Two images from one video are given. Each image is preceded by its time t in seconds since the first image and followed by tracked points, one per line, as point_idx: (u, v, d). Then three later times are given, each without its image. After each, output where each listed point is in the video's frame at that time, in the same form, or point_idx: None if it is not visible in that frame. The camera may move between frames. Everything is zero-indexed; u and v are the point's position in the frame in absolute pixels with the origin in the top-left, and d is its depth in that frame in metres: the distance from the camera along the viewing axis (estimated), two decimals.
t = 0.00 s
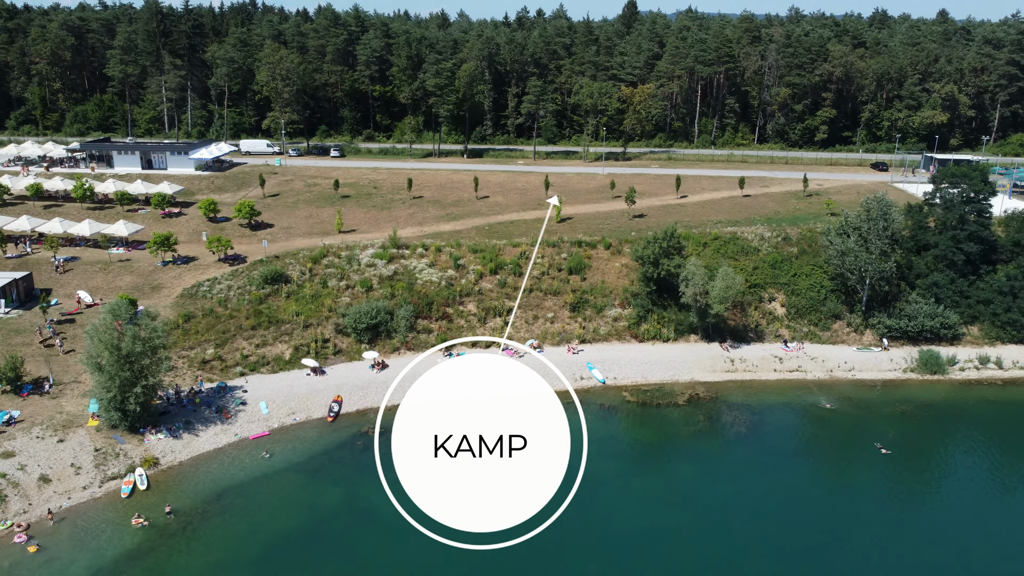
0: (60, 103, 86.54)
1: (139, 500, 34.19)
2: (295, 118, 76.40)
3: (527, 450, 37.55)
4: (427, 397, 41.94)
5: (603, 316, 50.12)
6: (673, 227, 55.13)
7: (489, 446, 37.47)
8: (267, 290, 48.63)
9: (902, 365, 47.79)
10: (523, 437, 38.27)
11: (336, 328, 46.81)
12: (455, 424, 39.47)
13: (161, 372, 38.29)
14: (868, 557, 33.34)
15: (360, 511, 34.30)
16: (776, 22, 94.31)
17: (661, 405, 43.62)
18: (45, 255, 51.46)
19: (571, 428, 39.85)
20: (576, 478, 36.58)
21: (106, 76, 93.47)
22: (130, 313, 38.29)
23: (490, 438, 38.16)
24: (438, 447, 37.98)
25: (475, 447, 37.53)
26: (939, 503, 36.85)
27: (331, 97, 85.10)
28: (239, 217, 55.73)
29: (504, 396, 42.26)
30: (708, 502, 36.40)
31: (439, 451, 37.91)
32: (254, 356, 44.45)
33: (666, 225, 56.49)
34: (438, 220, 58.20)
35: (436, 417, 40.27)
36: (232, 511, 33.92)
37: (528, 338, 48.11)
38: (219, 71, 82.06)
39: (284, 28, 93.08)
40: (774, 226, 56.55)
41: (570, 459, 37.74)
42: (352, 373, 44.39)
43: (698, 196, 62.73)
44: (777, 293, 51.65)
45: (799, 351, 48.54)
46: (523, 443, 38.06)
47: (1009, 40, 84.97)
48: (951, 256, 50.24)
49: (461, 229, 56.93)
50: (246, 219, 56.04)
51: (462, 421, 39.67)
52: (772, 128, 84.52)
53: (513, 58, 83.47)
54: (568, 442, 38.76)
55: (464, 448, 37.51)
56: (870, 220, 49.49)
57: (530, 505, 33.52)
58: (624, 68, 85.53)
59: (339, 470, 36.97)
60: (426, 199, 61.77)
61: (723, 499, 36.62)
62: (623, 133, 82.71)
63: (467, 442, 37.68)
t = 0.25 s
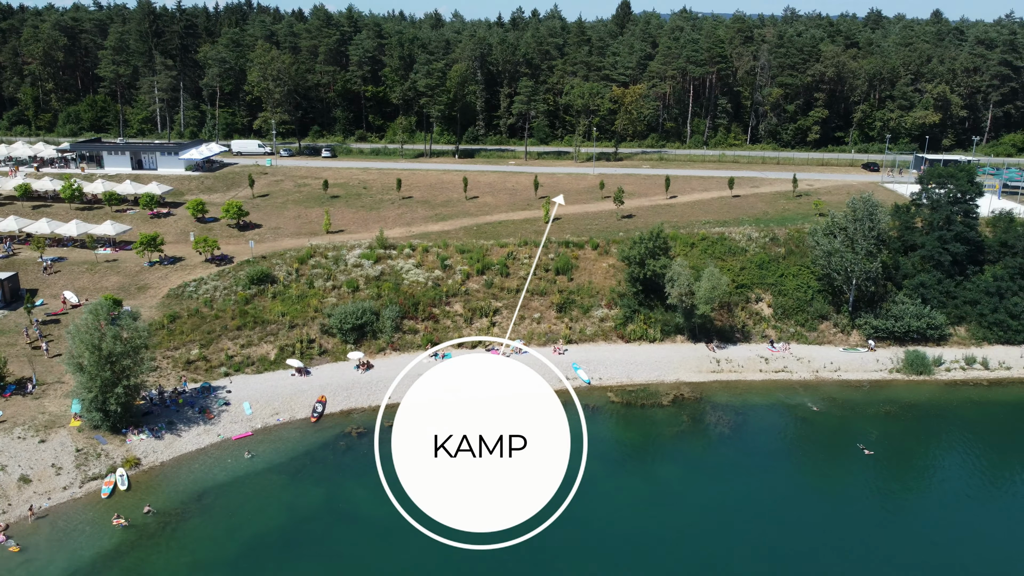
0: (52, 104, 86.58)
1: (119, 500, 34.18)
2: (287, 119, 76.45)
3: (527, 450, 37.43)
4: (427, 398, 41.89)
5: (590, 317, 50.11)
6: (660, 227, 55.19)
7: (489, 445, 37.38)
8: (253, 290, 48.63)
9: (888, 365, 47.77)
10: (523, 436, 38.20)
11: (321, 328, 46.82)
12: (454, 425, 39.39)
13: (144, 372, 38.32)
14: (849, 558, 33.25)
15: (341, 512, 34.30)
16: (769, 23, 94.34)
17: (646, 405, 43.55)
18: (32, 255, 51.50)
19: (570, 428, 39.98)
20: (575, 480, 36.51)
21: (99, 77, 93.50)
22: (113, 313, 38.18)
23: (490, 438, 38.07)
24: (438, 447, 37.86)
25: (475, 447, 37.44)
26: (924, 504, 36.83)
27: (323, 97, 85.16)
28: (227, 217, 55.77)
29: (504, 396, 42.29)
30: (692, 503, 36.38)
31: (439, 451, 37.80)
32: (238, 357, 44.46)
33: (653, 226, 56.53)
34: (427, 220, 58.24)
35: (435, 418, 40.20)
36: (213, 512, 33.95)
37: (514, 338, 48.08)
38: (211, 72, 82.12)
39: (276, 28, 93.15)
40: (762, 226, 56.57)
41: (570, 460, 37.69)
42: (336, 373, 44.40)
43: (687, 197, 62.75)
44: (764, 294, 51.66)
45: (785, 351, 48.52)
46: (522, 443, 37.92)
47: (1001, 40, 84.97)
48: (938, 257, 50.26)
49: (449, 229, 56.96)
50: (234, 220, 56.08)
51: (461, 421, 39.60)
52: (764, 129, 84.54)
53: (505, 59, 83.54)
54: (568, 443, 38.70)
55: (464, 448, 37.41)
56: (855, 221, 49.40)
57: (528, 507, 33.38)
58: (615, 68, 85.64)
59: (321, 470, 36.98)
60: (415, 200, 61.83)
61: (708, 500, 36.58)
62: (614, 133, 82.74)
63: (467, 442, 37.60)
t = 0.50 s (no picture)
0: (44, 104, 86.61)
1: (99, 500, 34.17)
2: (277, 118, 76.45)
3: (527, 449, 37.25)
4: (427, 399, 41.76)
5: (576, 317, 50.10)
6: (648, 227, 55.22)
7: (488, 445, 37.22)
8: (239, 290, 48.63)
9: (874, 365, 47.75)
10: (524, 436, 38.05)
11: (306, 328, 46.82)
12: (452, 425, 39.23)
13: (125, 372, 38.29)
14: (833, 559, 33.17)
15: (322, 512, 34.28)
16: (761, 23, 94.36)
17: (631, 405, 43.51)
18: (19, 256, 51.53)
19: (572, 431, 39.69)
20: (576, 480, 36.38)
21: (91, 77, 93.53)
22: (94, 312, 38.06)
23: (490, 438, 37.92)
24: (438, 447, 37.71)
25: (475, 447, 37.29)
26: (908, 503, 36.80)
27: (315, 97, 85.15)
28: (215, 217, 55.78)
29: (504, 396, 42.20)
30: (676, 503, 36.33)
31: (439, 451, 37.67)
32: (223, 356, 44.45)
33: (641, 226, 56.55)
34: (415, 220, 58.26)
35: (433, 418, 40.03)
36: (193, 511, 33.95)
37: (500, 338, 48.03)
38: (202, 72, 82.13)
39: (268, 29, 93.16)
40: (750, 226, 56.58)
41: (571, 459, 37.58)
42: (321, 373, 44.39)
43: (676, 197, 62.74)
44: (750, 293, 51.69)
45: (771, 351, 48.51)
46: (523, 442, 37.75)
47: (993, 40, 84.99)
48: (924, 256, 50.28)
49: (437, 229, 56.97)
50: (221, 220, 56.11)
51: (460, 421, 39.45)
52: (756, 129, 84.55)
53: (497, 59, 83.56)
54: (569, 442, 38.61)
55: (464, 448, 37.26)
56: (841, 221, 49.32)
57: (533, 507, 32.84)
58: (607, 68, 85.70)
59: (302, 470, 36.95)
60: (404, 200, 61.85)
61: (691, 499, 36.54)
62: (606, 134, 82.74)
63: (467, 442, 37.45)
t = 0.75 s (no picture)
0: (34, 104, 86.56)
1: (76, 499, 34.10)
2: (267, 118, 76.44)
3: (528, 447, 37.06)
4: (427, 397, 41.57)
5: (561, 315, 50.04)
6: (633, 227, 55.26)
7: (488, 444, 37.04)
8: (222, 289, 48.55)
9: (858, 363, 47.75)
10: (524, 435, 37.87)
11: (290, 327, 46.77)
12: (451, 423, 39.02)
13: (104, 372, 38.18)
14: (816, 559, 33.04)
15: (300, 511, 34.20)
16: (752, 23, 94.45)
17: (614, 404, 43.44)
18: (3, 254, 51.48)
19: (572, 430, 39.47)
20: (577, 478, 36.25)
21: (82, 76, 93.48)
22: (74, 312, 37.93)
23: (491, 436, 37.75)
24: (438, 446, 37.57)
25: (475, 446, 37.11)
26: (891, 502, 36.70)
27: (305, 96, 85.12)
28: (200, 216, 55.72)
29: (505, 395, 42.03)
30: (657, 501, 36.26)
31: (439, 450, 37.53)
32: (205, 355, 44.39)
33: (627, 225, 56.55)
34: (401, 219, 58.23)
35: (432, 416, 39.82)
36: (171, 510, 33.89)
37: (485, 337, 47.95)
38: (192, 71, 82.12)
39: (259, 28, 93.13)
40: (736, 225, 56.58)
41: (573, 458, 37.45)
42: (304, 372, 44.34)
43: (663, 196, 62.73)
44: (735, 292, 51.68)
45: (755, 349, 48.49)
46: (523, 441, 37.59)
47: (983, 39, 85.04)
48: (909, 255, 50.33)
49: (423, 228, 56.94)
50: (207, 219, 56.04)
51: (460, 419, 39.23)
52: (746, 128, 84.61)
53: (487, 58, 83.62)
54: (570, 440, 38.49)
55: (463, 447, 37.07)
56: (825, 219, 49.35)
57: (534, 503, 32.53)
58: (597, 68, 85.85)
59: (281, 469, 36.87)
60: (391, 199, 61.84)
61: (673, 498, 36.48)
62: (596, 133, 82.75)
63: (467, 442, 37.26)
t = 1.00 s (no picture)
0: (24, 102, 86.46)
1: (53, 496, 34.00)
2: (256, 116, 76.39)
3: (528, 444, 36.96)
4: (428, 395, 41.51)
5: (545, 313, 49.95)
6: (619, 224, 55.27)
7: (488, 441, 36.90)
8: (206, 287, 48.45)
9: (842, 361, 47.69)
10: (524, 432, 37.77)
11: (273, 324, 46.66)
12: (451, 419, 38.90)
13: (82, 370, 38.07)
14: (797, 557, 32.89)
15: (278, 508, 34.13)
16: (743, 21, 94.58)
17: (597, 401, 43.36)
18: None
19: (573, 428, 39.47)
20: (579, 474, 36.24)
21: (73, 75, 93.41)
22: (53, 310, 37.84)
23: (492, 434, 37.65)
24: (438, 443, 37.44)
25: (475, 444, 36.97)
26: (873, 498, 36.61)
27: (295, 95, 85.06)
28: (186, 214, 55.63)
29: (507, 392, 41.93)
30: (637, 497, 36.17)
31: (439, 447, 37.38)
32: (187, 353, 44.27)
33: (613, 222, 56.53)
34: (388, 217, 58.16)
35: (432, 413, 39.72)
36: (147, 507, 33.79)
37: (469, 334, 47.83)
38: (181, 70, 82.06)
39: (249, 26, 93.10)
40: (722, 223, 56.57)
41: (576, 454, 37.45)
42: (286, 369, 44.24)
43: (651, 193, 62.70)
44: (720, 289, 51.62)
45: (740, 347, 48.43)
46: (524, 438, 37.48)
47: (973, 38, 85.07)
48: (894, 252, 50.33)
49: (409, 226, 56.89)
50: (192, 216, 55.93)
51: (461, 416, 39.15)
52: (736, 126, 84.65)
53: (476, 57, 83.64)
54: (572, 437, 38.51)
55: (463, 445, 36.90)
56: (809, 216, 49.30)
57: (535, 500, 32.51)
58: (587, 66, 85.97)
59: (260, 466, 36.78)
60: (378, 197, 61.79)
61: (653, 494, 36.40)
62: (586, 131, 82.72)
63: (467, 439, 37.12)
